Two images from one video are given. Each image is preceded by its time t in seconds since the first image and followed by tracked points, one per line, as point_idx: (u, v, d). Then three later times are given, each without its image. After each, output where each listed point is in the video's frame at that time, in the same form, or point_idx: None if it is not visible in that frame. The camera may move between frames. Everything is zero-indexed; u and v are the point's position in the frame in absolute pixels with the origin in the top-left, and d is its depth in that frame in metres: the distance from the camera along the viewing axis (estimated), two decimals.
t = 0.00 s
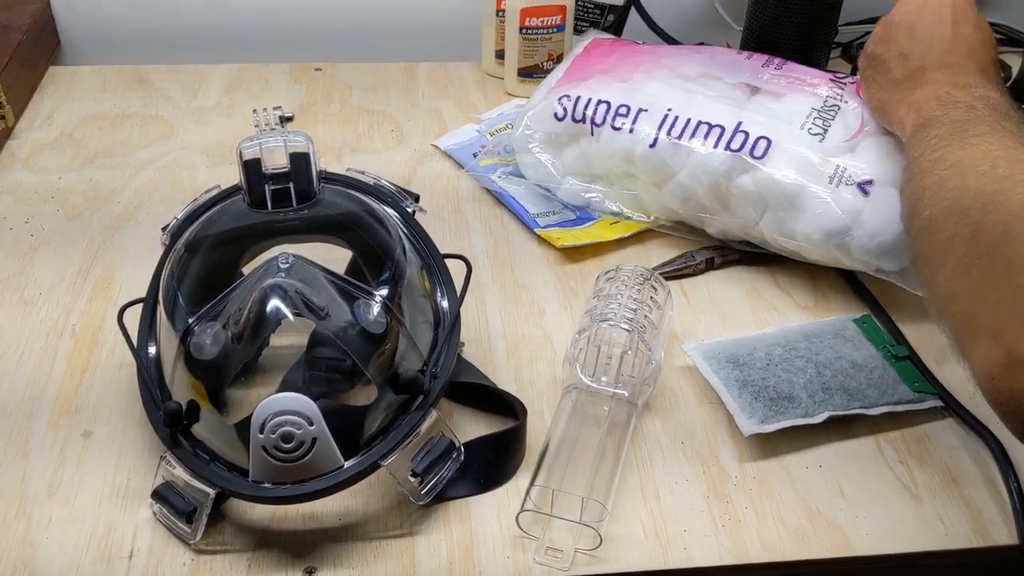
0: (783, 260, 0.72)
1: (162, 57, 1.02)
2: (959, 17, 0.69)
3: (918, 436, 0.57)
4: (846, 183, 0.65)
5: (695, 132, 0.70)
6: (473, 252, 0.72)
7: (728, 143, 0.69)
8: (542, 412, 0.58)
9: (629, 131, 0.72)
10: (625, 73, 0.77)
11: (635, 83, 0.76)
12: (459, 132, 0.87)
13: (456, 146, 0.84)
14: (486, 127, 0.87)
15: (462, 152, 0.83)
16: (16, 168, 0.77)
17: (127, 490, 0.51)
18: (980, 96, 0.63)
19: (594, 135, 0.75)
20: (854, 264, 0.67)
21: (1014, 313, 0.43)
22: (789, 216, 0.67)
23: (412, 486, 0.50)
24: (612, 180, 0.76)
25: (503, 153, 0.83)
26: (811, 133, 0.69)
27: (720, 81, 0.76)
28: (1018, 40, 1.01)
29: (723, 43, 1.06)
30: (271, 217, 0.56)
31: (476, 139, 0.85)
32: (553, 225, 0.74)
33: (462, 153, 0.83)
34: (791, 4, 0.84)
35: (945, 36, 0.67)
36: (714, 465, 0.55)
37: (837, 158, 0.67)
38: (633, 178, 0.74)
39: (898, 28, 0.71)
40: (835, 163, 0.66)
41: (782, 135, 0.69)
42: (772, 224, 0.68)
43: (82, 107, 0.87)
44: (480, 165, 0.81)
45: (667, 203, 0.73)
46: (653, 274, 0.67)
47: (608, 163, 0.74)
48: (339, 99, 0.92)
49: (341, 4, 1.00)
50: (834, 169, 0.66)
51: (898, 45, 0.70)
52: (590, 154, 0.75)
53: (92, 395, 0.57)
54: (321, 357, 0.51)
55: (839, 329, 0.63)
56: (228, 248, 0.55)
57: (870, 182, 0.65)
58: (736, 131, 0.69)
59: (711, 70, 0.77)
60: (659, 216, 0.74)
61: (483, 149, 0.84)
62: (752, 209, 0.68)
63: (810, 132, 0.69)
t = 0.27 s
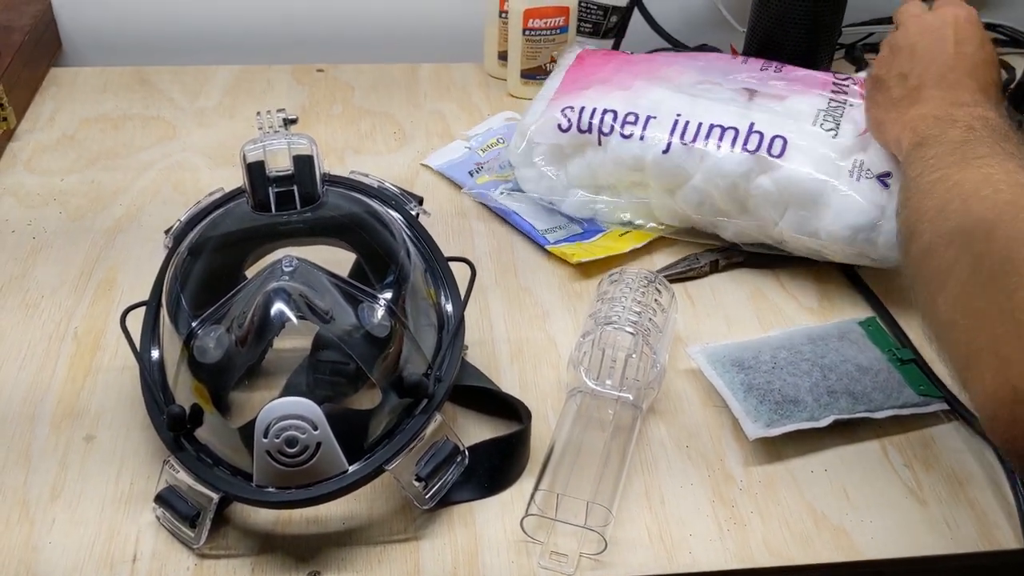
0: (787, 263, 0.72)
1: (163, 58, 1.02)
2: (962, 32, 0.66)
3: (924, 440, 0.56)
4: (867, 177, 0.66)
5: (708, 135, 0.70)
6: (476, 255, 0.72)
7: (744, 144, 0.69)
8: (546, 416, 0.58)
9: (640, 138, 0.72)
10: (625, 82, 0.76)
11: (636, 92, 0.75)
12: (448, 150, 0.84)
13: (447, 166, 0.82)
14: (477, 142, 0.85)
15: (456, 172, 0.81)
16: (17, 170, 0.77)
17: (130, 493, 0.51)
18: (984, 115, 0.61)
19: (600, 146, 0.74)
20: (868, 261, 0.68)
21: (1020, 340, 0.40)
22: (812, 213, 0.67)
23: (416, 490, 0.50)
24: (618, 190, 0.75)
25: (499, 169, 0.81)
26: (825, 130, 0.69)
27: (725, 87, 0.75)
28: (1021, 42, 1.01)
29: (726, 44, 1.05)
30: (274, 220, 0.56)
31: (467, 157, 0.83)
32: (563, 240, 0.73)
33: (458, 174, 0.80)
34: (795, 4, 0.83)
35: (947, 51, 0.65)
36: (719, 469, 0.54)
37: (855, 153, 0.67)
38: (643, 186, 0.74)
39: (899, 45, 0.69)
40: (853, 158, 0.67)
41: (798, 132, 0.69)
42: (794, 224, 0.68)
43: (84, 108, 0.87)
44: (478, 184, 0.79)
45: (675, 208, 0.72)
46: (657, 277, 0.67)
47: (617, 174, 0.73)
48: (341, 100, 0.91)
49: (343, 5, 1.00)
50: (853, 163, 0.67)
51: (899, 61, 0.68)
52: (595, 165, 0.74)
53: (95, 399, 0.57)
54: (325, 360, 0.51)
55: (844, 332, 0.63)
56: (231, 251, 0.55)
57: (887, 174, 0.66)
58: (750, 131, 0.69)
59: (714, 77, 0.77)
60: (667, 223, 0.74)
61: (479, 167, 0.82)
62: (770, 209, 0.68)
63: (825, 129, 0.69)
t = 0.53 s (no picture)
0: (788, 264, 0.73)
1: (166, 59, 1.02)
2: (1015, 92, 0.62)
3: (925, 440, 0.57)
4: (870, 176, 0.66)
5: (715, 129, 0.70)
6: (478, 256, 0.72)
7: (751, 138, 0.69)
8: (549, 416, 0.58)
9: (647, 130, 0.72)
10: (631, 79, 0.77)
11: (644, 87, 0.76)
12: (449, 151, 0.84)
13: (449, 165, 0.82)
14: (479, 140, 0.86)
15: (458, 170, 0.81)
16: (21, 172, 0.77)
17: (136, 493, 0.51)
18: None
19: (607, 138, 0.74)
20: (874, 263, 0.68)
21: None
22: (817, 208, 0.67)
23: (420, 489, 0.50)
24: (623, 185, 0.75)
25: (503, 165, 0.82)
26: (828, 130, 0.69)
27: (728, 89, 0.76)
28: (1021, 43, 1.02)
29: (726, 45, 1.06)
30: (279, 221, 0.56)
31: (468, 155, 0.83)
32: (564, 240, 0.73)
33: (459, 171, 0.81)
34: (795, 6, 0.84)
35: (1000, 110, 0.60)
36: (720, 469, 0.55)
37: (860, 153, 0.67)
38: (647, 180, 0.74)
39: (945, 92, 0.63)
40: (857, 156, 0.67)
41: (802, 131, 0.69)
42: (800, 221, 0.68)
43: (87, 110, 0.87)
44: (480, 181, 0.80)
45: (679, 203, 0.73)
46: (659, 278, 0.67)
47: (623, 166, 0.74)
48: (343, 101, 0.92)
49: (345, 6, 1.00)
50: (856, 161, 0.67)
51: (947, 110, 0.62)
52: (602, 158, 0.75)
53: (100, 399, 0.57)
54: (328, 360, 0.51)
55: (845, 333, 0.63)
56: (236, 251, 0.56)
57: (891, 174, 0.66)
58: (756, 127, 0.70)
59: (716, 80, 0.78)
60: (676, 221, 0.74)
61: (480, 165, 0.82)
62: (775, 207, 0.68)
63: (828, 129, 0.70)
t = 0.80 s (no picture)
0: (791, 267, 0.73)
1: (170, 62, 1.02)
2: None
3: (928, 443, 0.57)
4: (871, 187, 0.67)
5: (719, 135, 0.71)
6: (483, 259, 0.72)
7: (755, 144, 0.69)
8: (554, 419, 0.58)
9: (650, 136, 0.72)
10: (635, 84, 0.78)
11: (647, 91, 0.76)
12: (453, 154, 0.85)
13: (454, 168, 0.82)
14: (483, 143, 0.86)
15: (462, 174, 0.81)
16: (27, 174, 0.78)
17: (144, 496, 0.52)
18: None
19: (610, 143, 0.75)
20: (871, 275, 0.68)
21: None
22: (821, 215, 0.67)
23: (427, 492, 0.50)
24: (626, 190, 0.76)
25: (507, 169, 0.83)
26: (831, 138, 0.70)
27: (731, 93, 0.76)
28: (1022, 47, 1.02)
29: (729, 49, 1.06)
30: (284, 225, 0.56)
31: (473, 158, 0.84)
32: (568, 244, 0.73)
33: (464, 174, 0.81)
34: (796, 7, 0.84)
35: None
36: (725, 471, 0.55)
37: (861, 164, 0.68)
38: (650, 185, 0.74)
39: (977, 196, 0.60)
40: (859, 167, 0.68)
41: (805, 138, 0.69)
42: (803, 228, 0.68)
43: (92, 113, 0.87)
44: (484, 184, 0.80)
45: (682, 208, 0.73)
46: (663, 282, 0.67)
47: (625, 172, 0.74)
48: (347, 104, 0.92)
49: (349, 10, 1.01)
50: (858, 172, 0.67)
51: (983, 214, 0.58)
52: (605, 163, 0.75)
53: (108, 402, 0.57)
54: (336, 363, 0.51)
55: (848, 336, 0.64)
56: (242, 254, 0.56)
57: (890, 187, 0.67)
58: (759, 133, 0.70)
59: (719, 84, 0.78)
60: (678, 226, 0.75)
61: (483, 168, 0.82)
62: (778, 212, 0.69)
63: (830, 137, 0.70)
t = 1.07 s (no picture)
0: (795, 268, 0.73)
1: (175, 64, 1.03)
2: None
3: (932, 444, 0.57)
4: (861, 198, 0.66)
5: (714, 137, 0.71)
6: (488, 260, 0.73)
7: (748, 148, 0.70)
8: (560, 419, 0.59)
9: (647, 136, 0.73)
10: (640, 82, 0.78)
11: (650, 91, 0.76)
12: (458, 156, 0.85)
13: (458, 170, 0.83)
14: (487, 144, 0.86)
15: (467, 175, 0.82)
16: (34, 176, 0.78)
17: (154, 496, 0.52)
18: None
19: (610, 141, 0.76)
20: (866, 290, 0.68)
21: None
22: (809, 223, 0.67)
23: (435, 492, 0.51)
24: (626, 189, 0.77)
25: (511, 169, 0.83)
26: (827, 146, 0.69)
27: (737, 93, 0.76)
28: None
29: (732, 49, 1.06)
30: (292, 227, 0.57)
31: (478, 159, 0.84)
32: (572, 244, 0.74)
33: (468, 176, 0.82)
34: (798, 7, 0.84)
35: None
36: (730, 472, 0.55)
37: (854, 173, 0.68)
38: (651, 185, 0.75)
39: (963, 214, 0.60)
40: (852, 176, 0.67)
41: (799, 142, 0.69)
42: (790, 233, 0.68)
43: (98, 114, 0.88)
44: (487, 186, 0.80)
45: (682, 211, 0.74)
46: (669, 284, 0.68)
47: (623, 171, 0.75)
48: (352, 105, 0.92)
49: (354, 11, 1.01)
50: (850, 181, 0.67)
51: (975, 234, 0.58)
52: (605, 161, 0.76)
53: (116, 403, 0.58)
54: (344, 365, 0.52)
55: (852, 337, 0.64)
56: (252, 255, 0.56)
57: (880, 198, 0.66)
58: (754, 137, 0.70)
59: (728, 82, 0.78)
60: (680, 227, 0.75)
61: (488, 169, 0.83)
62: (770, 216, 0.69)
63: (825, 143, 0.70)
